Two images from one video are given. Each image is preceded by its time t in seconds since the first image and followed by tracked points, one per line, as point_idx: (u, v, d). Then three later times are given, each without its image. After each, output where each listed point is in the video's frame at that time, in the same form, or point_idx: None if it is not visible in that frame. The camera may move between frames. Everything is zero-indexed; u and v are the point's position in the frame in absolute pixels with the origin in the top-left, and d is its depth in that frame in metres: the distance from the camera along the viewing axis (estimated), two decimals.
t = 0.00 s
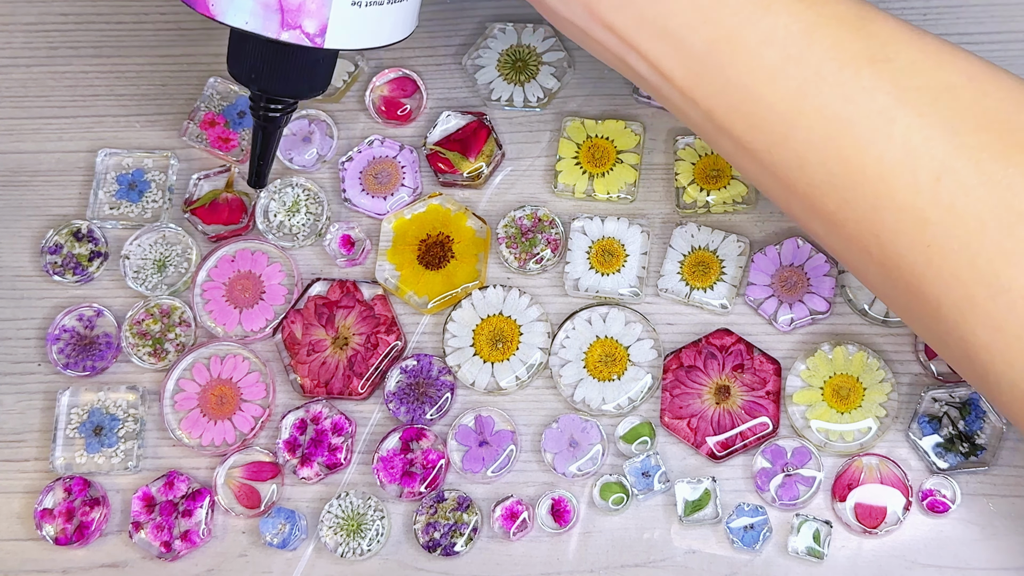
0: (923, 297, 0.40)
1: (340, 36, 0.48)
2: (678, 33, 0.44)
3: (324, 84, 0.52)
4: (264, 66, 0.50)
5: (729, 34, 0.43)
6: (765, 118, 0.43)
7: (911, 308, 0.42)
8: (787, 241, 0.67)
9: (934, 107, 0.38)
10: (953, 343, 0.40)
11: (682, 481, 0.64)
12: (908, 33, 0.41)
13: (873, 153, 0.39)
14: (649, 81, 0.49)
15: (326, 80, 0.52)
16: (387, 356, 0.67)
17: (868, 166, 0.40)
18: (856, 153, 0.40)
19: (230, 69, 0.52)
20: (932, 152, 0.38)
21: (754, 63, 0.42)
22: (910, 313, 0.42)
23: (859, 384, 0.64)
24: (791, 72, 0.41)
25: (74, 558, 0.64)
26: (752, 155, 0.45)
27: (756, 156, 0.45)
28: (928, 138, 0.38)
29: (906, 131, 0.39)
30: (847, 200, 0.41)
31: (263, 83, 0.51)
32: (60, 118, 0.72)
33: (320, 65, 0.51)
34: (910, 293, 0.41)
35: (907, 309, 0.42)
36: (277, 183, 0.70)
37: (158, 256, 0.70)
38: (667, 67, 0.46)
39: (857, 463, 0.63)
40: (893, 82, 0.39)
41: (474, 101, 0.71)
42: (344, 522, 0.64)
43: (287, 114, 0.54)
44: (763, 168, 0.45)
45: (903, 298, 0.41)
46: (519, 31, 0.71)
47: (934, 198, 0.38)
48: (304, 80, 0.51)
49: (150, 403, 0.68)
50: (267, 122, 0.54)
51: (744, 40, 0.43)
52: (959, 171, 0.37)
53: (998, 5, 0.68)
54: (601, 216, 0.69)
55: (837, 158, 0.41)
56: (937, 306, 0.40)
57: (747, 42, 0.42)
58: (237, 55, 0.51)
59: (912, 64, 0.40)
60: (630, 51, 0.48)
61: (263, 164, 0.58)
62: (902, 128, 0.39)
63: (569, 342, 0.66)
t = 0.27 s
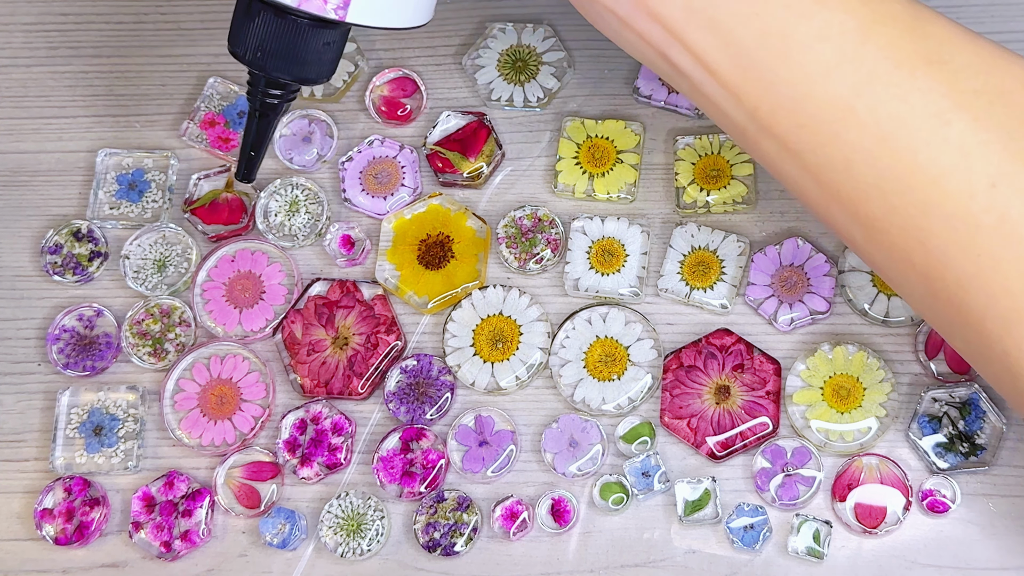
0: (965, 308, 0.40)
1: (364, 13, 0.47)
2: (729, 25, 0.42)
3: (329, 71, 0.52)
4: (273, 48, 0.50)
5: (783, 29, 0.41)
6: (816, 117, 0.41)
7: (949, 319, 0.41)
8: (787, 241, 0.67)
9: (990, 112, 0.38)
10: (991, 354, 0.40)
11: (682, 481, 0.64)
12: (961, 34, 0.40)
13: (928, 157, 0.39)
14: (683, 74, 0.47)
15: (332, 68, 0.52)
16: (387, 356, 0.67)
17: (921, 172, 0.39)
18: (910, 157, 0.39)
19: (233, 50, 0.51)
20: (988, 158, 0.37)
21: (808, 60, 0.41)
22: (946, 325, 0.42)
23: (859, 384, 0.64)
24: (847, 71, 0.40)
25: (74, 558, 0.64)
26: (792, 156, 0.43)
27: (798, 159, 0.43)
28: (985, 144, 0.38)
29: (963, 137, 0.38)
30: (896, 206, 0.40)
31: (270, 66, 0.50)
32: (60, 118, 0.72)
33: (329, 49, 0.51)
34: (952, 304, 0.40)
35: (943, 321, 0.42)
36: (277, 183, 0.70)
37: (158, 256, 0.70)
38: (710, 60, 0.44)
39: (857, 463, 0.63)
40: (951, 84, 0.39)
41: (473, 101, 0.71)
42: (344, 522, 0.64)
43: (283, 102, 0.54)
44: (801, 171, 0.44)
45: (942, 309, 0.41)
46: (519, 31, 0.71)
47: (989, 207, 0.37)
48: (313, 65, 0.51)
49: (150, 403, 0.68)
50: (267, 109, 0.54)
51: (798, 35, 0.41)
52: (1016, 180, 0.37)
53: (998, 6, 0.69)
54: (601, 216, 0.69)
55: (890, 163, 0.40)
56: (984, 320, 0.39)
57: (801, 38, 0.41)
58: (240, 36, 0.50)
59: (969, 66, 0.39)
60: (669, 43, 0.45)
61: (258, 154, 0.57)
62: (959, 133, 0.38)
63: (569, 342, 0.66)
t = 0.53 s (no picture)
0: (986, 344, 0.40)
1: (416, 92, 0.48)
2: (737, 82, 0.43)
3: (400, 136, 0.53)
4: (343, 121, 0.52)
5: (789, 84, 0.42)
6: (828, 167, 0.42)
7: (975, 357, 0.41)
8: (787, 241, 0.67)
9: (997, 157, 0.37)
10: (1015, 389, 0.40)
11: (682, 482, 0.64)
12: (968, 80, 0.40)
13: (936, 203, 0.38)
14: (707, 127, 0.49)
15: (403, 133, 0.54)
16: (387, 356, 0.67)
17: (930, 218, 0.39)
18: (917, 204, 0.39)
19: (311, 128, 0.53)
20: (996, 202, 0.37)
21: (815, 113, 0.41)
22: (973, 362, 0.42)
23: (859, 384, 0.64)
24: (852, 123, 0.40)
25: (74, 558, 0.64)
26: (812, 202, 0.44)
27: (817, 204, 0.44)
28: (991, 189, 0.37)
29: (970, 183, 0.38)
30: (910, 250, 0.40)
31: (343, 138, 0.52)
32: (59, 118, 0.72)
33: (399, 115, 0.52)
34: (974, 339, 0.40)
35: (970, 357, 0.42)
36: (278, 183, 0.70)
37: (158, 256, 0.70)
38: (726, 114, 0.45)
39: (857, 463, 0.63)
40: (956, 132, 0.38)
41: (473, 101, 0.71)
42: (344, 522, 0.64)
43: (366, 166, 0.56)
44: (822, 215, 0.45)
45: (967, 346, 0.41)
46: (519, 31, 0.71)
47: (998, 250, 0.37)
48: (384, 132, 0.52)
49: (150, 403, 0.68)
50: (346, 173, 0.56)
51: (803, 90, 0.41)
52: None
53: (998, 5, 0.68)
54: (601, 216, 0.69)
55: (899, 210, 0.40)
56: (1004, 359, 0.39)
57: (806, 92, 0.41)
58: (316, 111, 0.52)
59: (974, 113, 0.38)
60: (688, 99, 0.47)
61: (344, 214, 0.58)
62: (966, 179, 0.38)
63: (569, 342, 0.66)
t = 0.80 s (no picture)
0: (977, 340, 0.39)
1: (411, 98, 0.48)
2: (727, 83, 0.43)
3: (398, 140, 0.53)
4: (340, 126, 0.52)
5: (777, 85, 0.42)
6: (817, 166, 0.42)
7: (968, 355, 0.41)
8: (787, 241, 0.67)
9: (986, 154, 0.37)
10: (1007, 386, 0.39)
11: (682, 482, 0.64)
12: (956, 79, 0.40)
13: (926, 201, 0.38)
14: (699, 127, 0.49)
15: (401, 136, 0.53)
16: (387, 356, 0.67)
17: (920, 215, 0.39)
18: (907, 202, 0.39)
19: (309, 132, 0.53)
20: (985, 199, 0.37)
21: (804, 113, 0.41)
22: (966, 360, 0.42)
23: (859, 384, 0.64)
24: (841, 122, 0.40)
25: (74, 558, 0.64)
26: (803, 202, 0.44)
27: (808, 204, 0.44)
28: (980, 186, 0.37)
29: (959, 180, 0.37)
30: (900, 249, 0.40)
31: (341, 143, 0.52)
32: (59, 118, 0.72)
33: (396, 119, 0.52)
34: (965, 336, 0.40)
35: (963, 355, 0.41)
36: (277, 183, 0.70)
37: (158, 256, 0.70)
38: (717, 116, 0.45)
39: (857, 463, 0.63)
40: (945, 130, 0.38)
41: (473, 101, 0.71)
42: (343, 523, 0.64)
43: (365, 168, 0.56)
44: (814, 214, 0.45)
45: (959, 343, 0.41)
46: (519, 31, 0.71)
47: (988, 246, 0.37)
48: (381, 137, 0.52)
49: (150, 403, 0.68)
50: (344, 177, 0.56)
51: (792, 91, 0.41)
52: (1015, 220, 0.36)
53: (998, 5, 0.68)
54: (601, 216, 0.69)
55: (889, 208, 0.40)
56: (996, 356, 0.39)
57: (795, 92, 0.41)
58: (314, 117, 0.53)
59: (963, 111, 0.38)
60: (679, 101, 0.48)
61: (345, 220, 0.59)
62: (955, 176, 0.38)
63: (569, 342, 0.66)
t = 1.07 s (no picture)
0: (973, 340, 0.39)
1: (411, 102, 0.48)
2: (722, 84, 0.44)
3: (399, 141, 0.53)
4: (341, 130, 0.52)
5: (772, 85, 0.42)
6: (813, 167, 0.42)
7: (964, 355, 0.41)
8: (787, 241, 0.67)
9: (981, 154, 0.37)
10: (1002, 387, 0.39)
11: (682, 482, 0.64)
12: (952, 79, 0.40)
13: (921, 200, 0.38)
14: (696, 127, 0.49)
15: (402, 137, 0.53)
16: (387, 356, 0.66)
17: (915, 215, 0.39)
18: (903, 202, 0.39)
19: (311, 136, 0.53)
20: (981, 198, 0.37)
21: (799, 114, 0.41)
22: (963, 360, 0.41)
23: (859, 384, 0.64)
24: (837, 122, 0.40)
25: (74, 558, 0.64)
26: (799, 202, 0.44)
27: (804, 204, 0.44)
28: (976, 186, 0.37)
29: (955, 180, 0.37)
30: (896, 249, 0.40)
31: (342, 146, 0.52)
32: (59, 118, 0.72)
33: (396, 122, 0.52)
34: (961, 336, 0.40)
35: (960, 355, 0.41)
36: (278, 183, 0.70)
37: (158, 256, 0.70)
38: (713, 116, 0.45)
39: (857, 463, 0.63)
40: (940, 130, 0.38)
41: (473, 101, 0.71)
42: (343, 522, 0.64)
43: (367, 169, 0.56)
44: (810, 215, 0.45)
45: (955, 344, 0.41)
46: (519, 31, 0.71)
47: (983, 245, 0.37)
48: (381, 140, 0.52)
49: (150, 403, 0.68)
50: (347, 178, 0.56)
51: (787, 91, 0.41)
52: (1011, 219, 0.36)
53: (998, 5, 0.68)
54: (601, 216, 0.69)
55: (885, 208, 0.40)
56: (992, 356, 0.39)
57: (790, 92, 0.41)
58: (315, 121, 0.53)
59: (959, 111, 0.38)
60: (676, 102, 0.48)
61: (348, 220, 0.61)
62: (951, 176, 0.37)
63: (569, 342, 0.66)
